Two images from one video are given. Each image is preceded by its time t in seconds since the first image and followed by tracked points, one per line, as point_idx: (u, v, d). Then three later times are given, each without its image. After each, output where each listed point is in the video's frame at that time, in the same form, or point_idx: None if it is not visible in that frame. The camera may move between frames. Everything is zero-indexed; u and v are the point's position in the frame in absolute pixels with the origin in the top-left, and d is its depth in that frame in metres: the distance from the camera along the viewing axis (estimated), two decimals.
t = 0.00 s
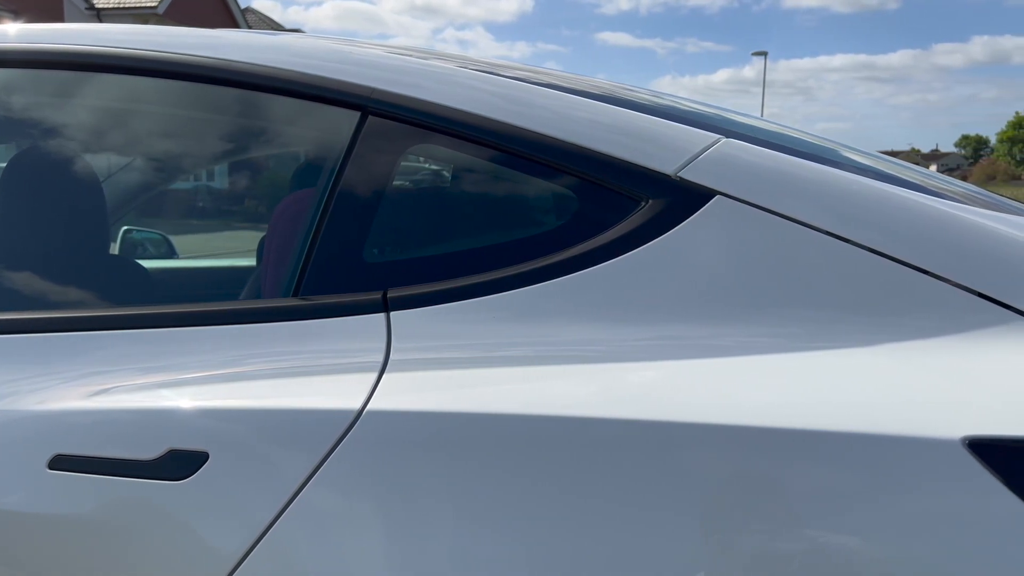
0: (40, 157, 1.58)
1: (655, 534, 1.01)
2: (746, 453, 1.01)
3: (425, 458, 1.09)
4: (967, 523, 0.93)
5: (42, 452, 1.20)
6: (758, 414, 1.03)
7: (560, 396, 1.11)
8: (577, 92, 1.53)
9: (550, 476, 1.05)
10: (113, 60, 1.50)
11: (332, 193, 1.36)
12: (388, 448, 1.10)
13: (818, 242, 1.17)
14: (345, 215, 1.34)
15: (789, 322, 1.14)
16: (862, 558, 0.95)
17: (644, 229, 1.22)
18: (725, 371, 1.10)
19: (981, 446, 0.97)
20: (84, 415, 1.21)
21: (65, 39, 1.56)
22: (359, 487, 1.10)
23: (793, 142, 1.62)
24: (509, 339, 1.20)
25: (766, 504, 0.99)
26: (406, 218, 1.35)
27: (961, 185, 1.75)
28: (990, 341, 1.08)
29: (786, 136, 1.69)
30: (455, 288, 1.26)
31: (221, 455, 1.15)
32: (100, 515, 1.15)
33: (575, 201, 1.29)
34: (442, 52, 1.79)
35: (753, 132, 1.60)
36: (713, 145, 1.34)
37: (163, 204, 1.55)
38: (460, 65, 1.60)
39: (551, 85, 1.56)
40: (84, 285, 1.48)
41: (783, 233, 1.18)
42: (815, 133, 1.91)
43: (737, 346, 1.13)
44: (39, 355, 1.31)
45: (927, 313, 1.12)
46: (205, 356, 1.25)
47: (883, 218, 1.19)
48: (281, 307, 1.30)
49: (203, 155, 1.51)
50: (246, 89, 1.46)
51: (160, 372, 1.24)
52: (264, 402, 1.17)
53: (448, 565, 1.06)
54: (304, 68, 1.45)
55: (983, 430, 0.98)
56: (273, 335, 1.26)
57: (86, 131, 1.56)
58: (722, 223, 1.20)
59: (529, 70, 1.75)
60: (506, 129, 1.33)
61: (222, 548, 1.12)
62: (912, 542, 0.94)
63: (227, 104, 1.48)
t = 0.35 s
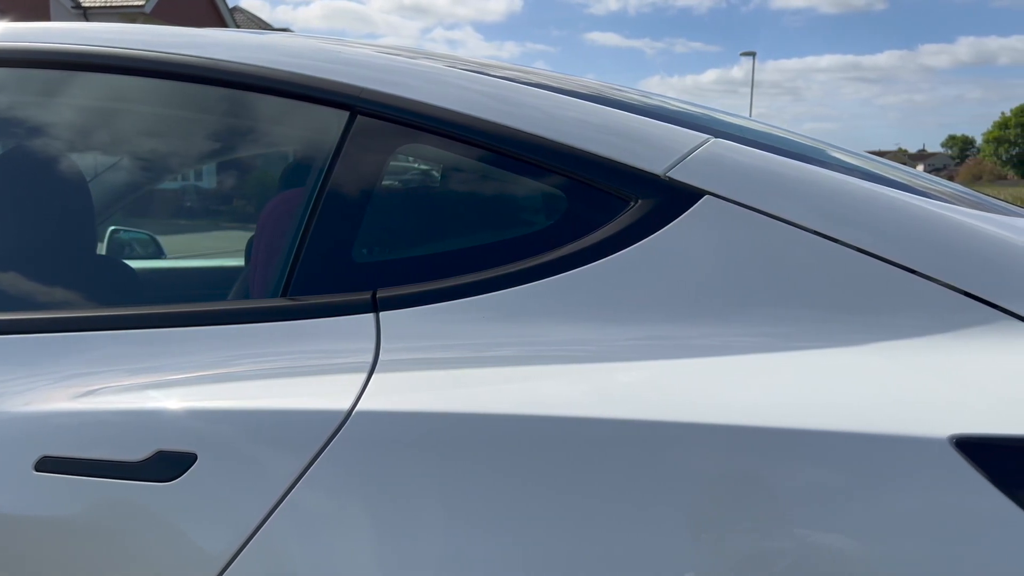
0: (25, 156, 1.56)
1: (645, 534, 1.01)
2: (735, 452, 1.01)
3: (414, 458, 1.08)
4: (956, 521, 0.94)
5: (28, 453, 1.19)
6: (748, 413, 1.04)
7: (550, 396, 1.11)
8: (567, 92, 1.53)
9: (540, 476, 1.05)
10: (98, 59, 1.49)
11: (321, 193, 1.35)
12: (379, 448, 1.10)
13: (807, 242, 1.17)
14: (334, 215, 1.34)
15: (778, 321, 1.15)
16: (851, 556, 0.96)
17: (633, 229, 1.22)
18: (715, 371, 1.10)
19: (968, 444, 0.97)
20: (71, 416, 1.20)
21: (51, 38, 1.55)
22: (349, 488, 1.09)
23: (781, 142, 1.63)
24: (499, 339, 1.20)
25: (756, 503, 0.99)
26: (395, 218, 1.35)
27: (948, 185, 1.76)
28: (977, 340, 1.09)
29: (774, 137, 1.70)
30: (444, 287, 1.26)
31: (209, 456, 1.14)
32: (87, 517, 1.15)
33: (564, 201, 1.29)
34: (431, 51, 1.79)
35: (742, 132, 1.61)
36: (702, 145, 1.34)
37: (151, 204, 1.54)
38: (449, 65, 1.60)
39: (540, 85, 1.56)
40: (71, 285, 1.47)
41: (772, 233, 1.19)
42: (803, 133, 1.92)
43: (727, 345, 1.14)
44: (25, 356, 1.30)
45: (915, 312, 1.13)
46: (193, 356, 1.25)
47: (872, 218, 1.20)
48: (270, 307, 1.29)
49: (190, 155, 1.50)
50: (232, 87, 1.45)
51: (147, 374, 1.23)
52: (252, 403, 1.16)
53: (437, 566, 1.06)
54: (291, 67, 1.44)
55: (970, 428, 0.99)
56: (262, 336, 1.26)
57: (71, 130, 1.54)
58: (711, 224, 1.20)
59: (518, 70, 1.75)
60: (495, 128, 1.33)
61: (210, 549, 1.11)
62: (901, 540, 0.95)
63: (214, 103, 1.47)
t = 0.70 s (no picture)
0: (8, 155, 1.53)
1: (634, 533, 1.02)
2: (724, 451, 1.02)
3: (403, 459, 1.08)
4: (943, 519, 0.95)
5: (14, 455, 1.18)
6: (737, 412, 1.04)
7: (539, 395, 1.11)
8: (556, 92, 1.53)
9: (530, 476, 1.05)
10: (82, 57, 1.48)
11: (310, 192, 1.35)
12: (368, 448, 1.09)
13: (796, 242, 1.18)
14: (323, 215, 1.33)
15: (766, 320, 1.15)
16: (839, 554, 0.96)
17: (622, 229, 1.22)
18: (704, 370, 1.11)
19: (956, 442, 0.98)
20: (57, 418, 1.19)
21: (36, 37, 1.54)
22: (338, 488, 1.09)
23: (770, 142, 1.64)
24: (488, 339, 1.20)
25: (745, 502, 1.00)
26: (384, 218, 1.35)
27: (935, 185, 1.77)
28: (966, 338, 1.10)
29: (762, 136, 1.70)
30: (434, 287, 1.26)
31: (197, 457, 1.13)
32: (74, 519, 1.14)
33: (554, 201, 1.29)
34: (420, 51, 1.78)
35: (730, 132, 1.61)
36: (692, 145, 1.34)
37: (138, 204, 1.53)
38: (438, 64, 1.60)
39: (529, 84, 1.56)
40: (57, 286, 1.45)
41: (760, 232, 1.19)
42: (791, 133, 1.93)
43: (717, 345, 1.14)
44: (11, 357, 1.29)
45: (903, 311, 1.13)
46: (181, 357, 1.24)
47: (859, 218, 1.21)
48: (258, 308, 1.29)
49: (178, 154, 1.50)
50: (219, 86, 1.44)
51: (135, 375, 1.22)
52: (241, 404, 1.16)
53: (427, 566, 1.05)
54: (279, 66, 1.44)
55: (958, 426, 0.99)
56: (250, 336, 1.25)
57: (56, 129, 1.53)
58: (700, 223, 1.21)
59: (507, 70, 1.75)
60: (485, 128, 1.33)
61: (199, 551, 1.11)
62: (888, 537, 0.95)
63: (201, 102, 1.46)
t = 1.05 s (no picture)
0: None
1: (624, 532, 1.02)
2: (714, 450, 1.02)
3: (393, 460, 1.08)
4: (931, 517, 0.95)
5: None
6: (726, 411, 1.04)
7: (529, 395, 1.10)
8: (545, 91, 1.53)
9: (520, 476, 1.05)
10: (68, 56, 1.47)
11: (299, 192, 1.34)
12: (357, 449, 1.09)
13: (784, 242, 1.18)
14: (311, 215, 1.33)
15: (755, 319, 1.16)
16: (827, 552, 0.97)
17: (612, 229, 1.22)
18: (694, 370, 1.11)
19: (943, 441, 0.98)
20: (43, 420, 1.18)
21: (21, 35, 1.52)
22: (327, 489, 1.08)
23: (758, 142, 1.64)
24: (478, 339, 1.20)
25: (734, 501, 1.00)
26: (374, 218, 1.34)
27: (923, 185, 1.78)
28: (953, 337, 1.10)
29: (751, 136, 1.71)
30: (424, 288, 1.26)
31: (185, 458, 1.13)
32: (60, 521, 1.13)
33: (543, 201, 1.29)
34: (409, 50, 1.78)
35: (719, 132, 1.62)
36: (681, 145, 1.34)
37: (126, 204, 1.52)
38: (426, 64, 1.60)
39: (518, 84, 1.56)
40: (42, 286, 1.44)
41: (749, 232, 1.20)
42: (780, 133, 1.93)
43: (706, 344, 1.14)
44: None
45: (891, 310, 1.14)
46: (168, 358, 1.23)
47: (848, 218, 1.21)
48: (246, 308, 1.28)
49: (165, 153, 1.48)
50: (206, 85, 1.43)
51: (121, 376, 1.22)
52: (229, 405, 1.15)
53: (416, 567, 1.05)
54: (267, 65, 1.43)
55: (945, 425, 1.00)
56: (238, 336, 1.25)
57: (41, 128, 1.52)
58: (689, 223, 1.21)
59: (496, 69, 1.75)
60: (474, 128, 1.33)
61: (186, 553, 1.10)
62: (876, 535, 0.96)
63: (188, 101, 1.45)
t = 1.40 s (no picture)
0: None
1: (613, 532, 1.02)
2: (702, 449, 1.02)
3: (382, 461, 1.08)
4: (917, 515, 0.96)
5: None
6: (714, 411, 1.05)
7: (519, 395, 1.10)
8: (534, 91, 1.53)
9: (508, 476, 1.05)
10: (53, 54, 1.46)
11: (287, 192, 1.34)
12: (346, 449, 1.09)
13: (772, 242, 1.19)
14: (300, 215, 1.32)
15: (744, 319, 1.16)
16: (815, 550, 0.97)
17: (601, 229, 1.22)
18: (682, 369, 1.11)
19: (930, 439, 0.99)
20: (29, 421, 1.17)
21: (5, 33, 1.51)
22: (316, 489, 1.08)
23: (747, 142, 1.65)
24: (467, 339, 1.19)
25: (722, 500, 1.00)
26: (362, 217, 1.34)
27: (911, 185, 1.79)
28: (940, 335, 1.11)
29: (739, 136, 1.72)
30: (413, 287, 1.25)
31: (172, 459, 1.12)
32: (46, 523, 1.12)
33: (532, 201, 1.29)
34: (397, 49, 1.78)
35: (707, 132, 1.62)
36: (669, 145, 1.35)
37: (113, 203, 1.50)
38: (415, 63, 1.59)
39: (506, 83, 1.56)
40: (28, 287, 1.43)
41: (737, 232, 1.20)
42: (769, 133, 1.94)
43: (695, 344, 1.14)
44: None
45: (878, 309, 1.14)
46: (156, 359, 1.22)
47: (835, 218, 1.22)
48: (235, 308, 1.28)
49: (151, 153, 1.48)
50: (193, 84, 1.43)
51: (109, 377, 1.21)
52: (216, 406, 1.15)
53: (405, 568, 1.05)
54: (254, 64, 1.42)
55: (931, 423, 1.00)
56: (226, 337, 1.24)
57: (27, 126, 1.51)
58: (678, 223, 1.21)
59: (484, 68, 1.75)
60: (463, 128, 1.33)
61: (173, 555, 1.09)
62: (863, 534, 0.97)
63: (175, 100, 1.44)
